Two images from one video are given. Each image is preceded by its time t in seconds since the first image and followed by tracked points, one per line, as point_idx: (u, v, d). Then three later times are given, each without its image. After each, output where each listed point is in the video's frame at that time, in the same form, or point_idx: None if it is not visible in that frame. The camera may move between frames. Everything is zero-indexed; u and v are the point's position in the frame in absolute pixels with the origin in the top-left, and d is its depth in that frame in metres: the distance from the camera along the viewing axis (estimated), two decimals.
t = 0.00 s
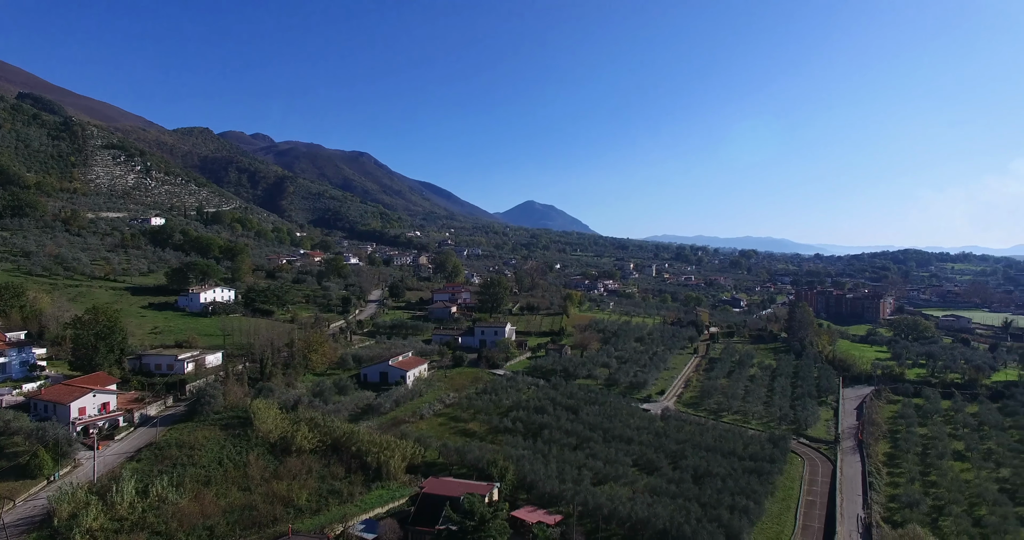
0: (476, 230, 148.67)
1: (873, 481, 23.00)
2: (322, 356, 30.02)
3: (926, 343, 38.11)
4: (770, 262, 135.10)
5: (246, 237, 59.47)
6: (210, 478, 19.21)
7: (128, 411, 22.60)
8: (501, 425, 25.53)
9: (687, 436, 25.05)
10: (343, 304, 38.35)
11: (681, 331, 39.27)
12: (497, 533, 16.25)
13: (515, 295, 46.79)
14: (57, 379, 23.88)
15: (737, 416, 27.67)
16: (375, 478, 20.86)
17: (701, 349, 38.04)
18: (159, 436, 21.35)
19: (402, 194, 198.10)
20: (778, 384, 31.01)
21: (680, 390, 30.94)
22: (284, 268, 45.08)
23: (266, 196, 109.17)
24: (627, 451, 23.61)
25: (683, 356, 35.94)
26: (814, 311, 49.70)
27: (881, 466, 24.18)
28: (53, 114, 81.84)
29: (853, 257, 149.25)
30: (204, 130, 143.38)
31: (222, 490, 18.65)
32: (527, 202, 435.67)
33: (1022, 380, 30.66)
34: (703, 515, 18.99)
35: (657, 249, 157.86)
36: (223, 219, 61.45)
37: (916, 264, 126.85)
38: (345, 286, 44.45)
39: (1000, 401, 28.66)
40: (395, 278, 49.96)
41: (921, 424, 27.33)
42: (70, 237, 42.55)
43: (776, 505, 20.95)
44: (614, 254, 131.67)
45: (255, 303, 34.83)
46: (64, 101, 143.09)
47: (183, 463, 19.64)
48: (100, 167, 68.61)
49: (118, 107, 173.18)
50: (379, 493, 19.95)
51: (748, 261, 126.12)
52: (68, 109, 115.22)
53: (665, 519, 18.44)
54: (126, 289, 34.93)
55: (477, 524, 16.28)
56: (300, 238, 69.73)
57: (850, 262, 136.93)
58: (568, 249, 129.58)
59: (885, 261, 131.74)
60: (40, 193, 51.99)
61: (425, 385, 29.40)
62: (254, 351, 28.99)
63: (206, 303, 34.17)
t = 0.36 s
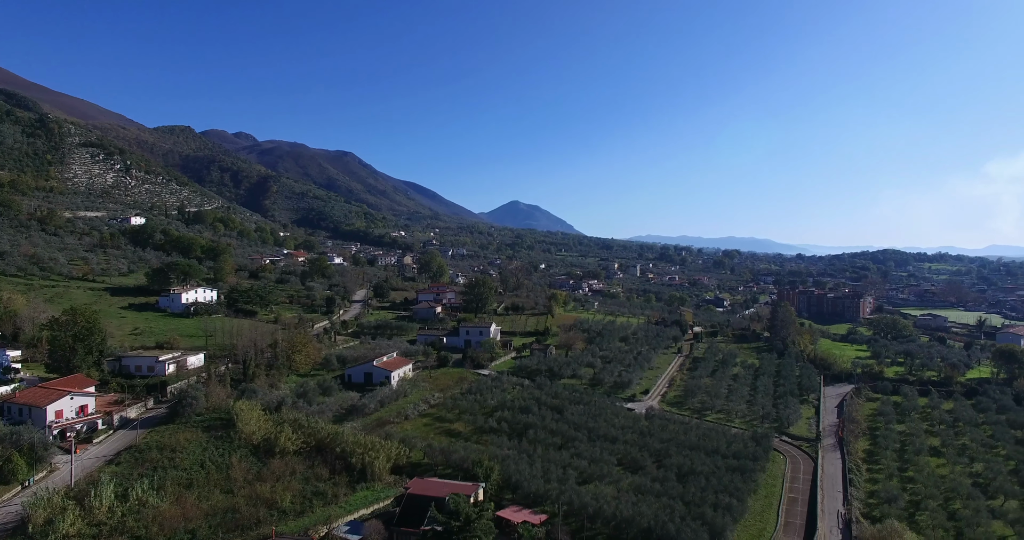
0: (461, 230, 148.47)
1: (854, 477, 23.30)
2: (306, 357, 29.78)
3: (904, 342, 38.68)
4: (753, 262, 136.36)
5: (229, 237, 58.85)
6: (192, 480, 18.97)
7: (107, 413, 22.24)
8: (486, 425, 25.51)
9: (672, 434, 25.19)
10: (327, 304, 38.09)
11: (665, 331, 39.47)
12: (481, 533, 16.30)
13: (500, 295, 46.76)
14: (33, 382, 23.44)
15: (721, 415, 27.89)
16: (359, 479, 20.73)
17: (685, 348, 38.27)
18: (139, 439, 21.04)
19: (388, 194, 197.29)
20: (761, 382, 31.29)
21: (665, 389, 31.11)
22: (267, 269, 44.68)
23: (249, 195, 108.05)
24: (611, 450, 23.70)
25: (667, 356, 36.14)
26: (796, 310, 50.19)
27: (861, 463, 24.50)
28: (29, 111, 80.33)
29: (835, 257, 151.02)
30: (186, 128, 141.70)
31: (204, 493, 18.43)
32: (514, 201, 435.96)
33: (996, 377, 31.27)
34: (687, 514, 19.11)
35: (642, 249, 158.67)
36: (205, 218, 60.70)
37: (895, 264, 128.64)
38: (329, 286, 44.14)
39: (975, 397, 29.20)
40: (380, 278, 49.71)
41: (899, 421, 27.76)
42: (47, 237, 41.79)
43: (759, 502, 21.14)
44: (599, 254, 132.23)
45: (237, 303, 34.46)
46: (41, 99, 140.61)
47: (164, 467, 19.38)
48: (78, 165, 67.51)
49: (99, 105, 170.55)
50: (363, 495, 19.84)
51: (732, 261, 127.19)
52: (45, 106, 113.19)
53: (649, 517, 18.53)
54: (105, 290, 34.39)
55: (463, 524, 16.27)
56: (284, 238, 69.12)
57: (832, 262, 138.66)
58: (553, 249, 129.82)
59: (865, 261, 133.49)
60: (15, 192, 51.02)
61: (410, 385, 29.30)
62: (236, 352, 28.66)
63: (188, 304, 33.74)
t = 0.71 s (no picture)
0: (446, 230, 148.20)
1: (834, 474, 23.62)
2: (288, 358, 29.52)
3: (883, 340, 39.26)
4: (735, 262, 137.64)
5: (210, 237, 58.20)
6: (172, 484, 18.70)
7: (84, 416, 21.85)
8: (470, 425, 25.48)
9: (655, 434, 25.35)
10: (310, 305, 37.79)
11: (649, 331, 39.68)
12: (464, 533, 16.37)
13: (485, 295, 46.71)
14: (7, 385, 22.97)
15: (703, 414, 28.12)
16: (343, 480, 20.59)
17: (669, 348, 38.50)
18: (117, 442, 20.69)
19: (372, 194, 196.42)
20: (743, 381, 31.58)
21: (648, 388, 31.28)
22: (249, 269, 44.23)
23: (231, 195, 106.95)
24: (595, 449, 23.79)
25: (651, 355, 36.33)
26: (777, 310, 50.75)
27: (841, 460, 24.84)
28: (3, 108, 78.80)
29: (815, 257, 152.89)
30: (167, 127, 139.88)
31: (185, 496, 18.18)
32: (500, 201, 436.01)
33: (970, 374, 31.86)
34: (670, 512, 19.22)
35: (626, 249, 159.49)
36: (186, 218, 59.95)
37: (874, 264, 130.52)
38: (312, 286, 43.81)
39: (949, 394, 29.74)
40: (363, 279, 49.44)
41: (878, 418, 28.18)
42: (22, 237, 41.02)
43: (741, 500, 21.35)
44: (582, 254, 132.76)
45: (219, 304, 34.09)
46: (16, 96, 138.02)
47: (144, 470, 19.08)
48: (54, 163, 66.36)
49: (76, 103, 167.51)
50: (347, 496, 19.73)
51: (715, 261, 128.27)
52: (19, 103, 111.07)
53: (633, 516, 18.62)
54: (82, 290, 33.83)
55: (447, 525, 16.25)
56: (266, 238, 68.49)
57: (809, 263, 140.53)
58: (538, 249, 130.02)
59: (844, 261, 135.27)
60: None
61: (394, 386, 29.18)
62: (218, 353, 28.28)
63: (168, 305, 33.29)
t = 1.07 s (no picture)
0: (431, 230, 147.86)
1: (816, 471, 23.90)
2: (272, 359, 29.26)
3: (863, 339, 39.77)
4: (719, 262, 138.72)
5: (192, 237, 57.55)
6: (153, 488, 18.46)
7: (62, 420, 21.48)
8: (455, 426, 25.43)
9: (640, 433, 25.46)
10: (294, 305, 37.52)
11: (634, 330, 39.85)
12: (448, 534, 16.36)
13: (470, 296, 46.65)
14: None
15: (688, 413, 28.29)
16: (327, 482, 20.46)
17: (653, 347, 38.71)
18: (96, 446, 20.38)
19: (357, 194, 195.39)
20: (727, 380, 31.83)
21: (633, 388, 31.42)
22: (232, 269, 43.81)
23: (214, 195, 105.82)
24: (581, 449, 23.85)
25: (636, 355, 36.50)
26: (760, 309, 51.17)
27: (823, 457, 25.15)
28: None
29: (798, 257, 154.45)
30: (147, 125, 137.99)
31: (166, 500, 17.94)
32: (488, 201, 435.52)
33: (946, 372, 32.45)
34: (655, 510, 19.29)
35: (612, 249, 160.06)
36: (167, 218, 59.22)
37: (855, 264, 132.10)
38: (296, 287, 43.48)
39: (927, 391, 30.25)
40: (348, 279, 49.16)
41: (858, 416, 28.55)
42: None
43: (725, 498, 21.52)
44: (567, 254, 133.31)
45: (201, 305, 33.73)
46: None
47: (124, 474, 18.81)
48: (30, 162, 65.23)
49: (53, 101, 164.67)
50: (332, 498, 19.62)
51: (699, 261, 129.14)
52: None
53: (619, 515, 18.67)
54: (60, 291, 33.28)
55: (433, 525, 16.01)
56: (249, 238, 67.85)
57: (792, 263, 141.98)
58: (523, 249, 130.07)
59: (825, 261, 136.75)
60: None
61: (379, 387, 29.05)
62: (200, 354, 27.94)
63: (149, 305, 32.86)
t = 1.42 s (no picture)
0: (418, 230, 147.49)
1: (801, 469, 24.13)
2: (258, 360, 29.04)
3: (847, 338, 40.19)
4: (705, 262, 139.68)
5: (177, 237, 56.94)
6: (136, 491, 18.23)
7: (41, 423, 21.14)
8: (443, 426, 25.38)
9: (628, 432, 25.55)
10: (280, 305, 37.24)
11: (621, 330, 39.98)
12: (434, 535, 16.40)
13: (457, 296, 46.55)
14: None
15: (675, 412, 28.42)
16: (314, 483, 20.32)
17: (640, 347, 38.88)
18: (77, 449, 20.09)
19: (345, 194, 194.41)
20: (713, 380, 32.03)
21: (620, 387, 31.52)
22: (217, 270, 43.40)
23: (198, 194, 104.73)
24: (568, 449, 23.87)
25: (623, 355, 36.63)
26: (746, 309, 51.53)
27: (807, 455, 25.39)
28: None
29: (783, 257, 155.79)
30: (129, 123, 136.28)
31: (150, 503, 17.73)
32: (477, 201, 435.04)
33: (927, 370, 32.89)
34: (642, 509, 19.35)
35: (599, 249, 160.51)
36: (151, 217, 58.56)
37: (838, 264, 133.46)
38: (282, 287, 43.16)
39: (908, 389, 30.64)
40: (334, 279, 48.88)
41: (842, 414, 28.86)
42: None
43: (711, 496, 21.66)
44: (554, 255, 133.51)
45: (185, 306, 33.45)
46: None
47: (105, 478, 18.55)
48: (9, 161, 64.21)
49: (33, 98, 162.18)
50: (319, 499, 19.51)
51: (685, 261, 129.82)
52: None
53: (606, 514, 18.71)
54: (41, 292, 32.79)
55: (420, 526, 16.33)
56: (234, 238, 67.24)
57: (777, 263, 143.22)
58: (511, 249, 130.04)
59: (810, 261, 138.01)
60: None
61: (366, 387, 28.90)
62: (185, 356, 27.64)
63: (133, 306, 32.48)
